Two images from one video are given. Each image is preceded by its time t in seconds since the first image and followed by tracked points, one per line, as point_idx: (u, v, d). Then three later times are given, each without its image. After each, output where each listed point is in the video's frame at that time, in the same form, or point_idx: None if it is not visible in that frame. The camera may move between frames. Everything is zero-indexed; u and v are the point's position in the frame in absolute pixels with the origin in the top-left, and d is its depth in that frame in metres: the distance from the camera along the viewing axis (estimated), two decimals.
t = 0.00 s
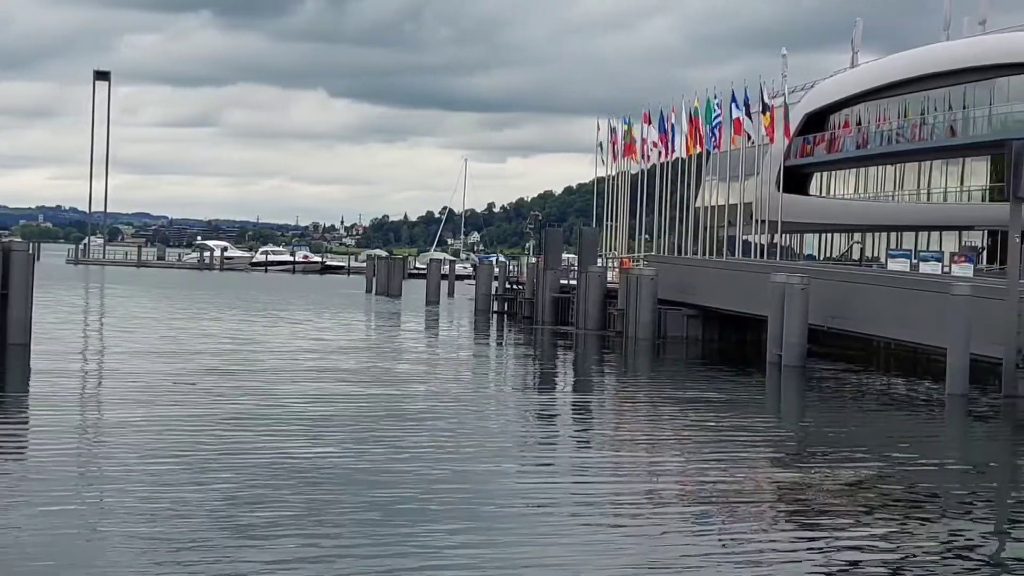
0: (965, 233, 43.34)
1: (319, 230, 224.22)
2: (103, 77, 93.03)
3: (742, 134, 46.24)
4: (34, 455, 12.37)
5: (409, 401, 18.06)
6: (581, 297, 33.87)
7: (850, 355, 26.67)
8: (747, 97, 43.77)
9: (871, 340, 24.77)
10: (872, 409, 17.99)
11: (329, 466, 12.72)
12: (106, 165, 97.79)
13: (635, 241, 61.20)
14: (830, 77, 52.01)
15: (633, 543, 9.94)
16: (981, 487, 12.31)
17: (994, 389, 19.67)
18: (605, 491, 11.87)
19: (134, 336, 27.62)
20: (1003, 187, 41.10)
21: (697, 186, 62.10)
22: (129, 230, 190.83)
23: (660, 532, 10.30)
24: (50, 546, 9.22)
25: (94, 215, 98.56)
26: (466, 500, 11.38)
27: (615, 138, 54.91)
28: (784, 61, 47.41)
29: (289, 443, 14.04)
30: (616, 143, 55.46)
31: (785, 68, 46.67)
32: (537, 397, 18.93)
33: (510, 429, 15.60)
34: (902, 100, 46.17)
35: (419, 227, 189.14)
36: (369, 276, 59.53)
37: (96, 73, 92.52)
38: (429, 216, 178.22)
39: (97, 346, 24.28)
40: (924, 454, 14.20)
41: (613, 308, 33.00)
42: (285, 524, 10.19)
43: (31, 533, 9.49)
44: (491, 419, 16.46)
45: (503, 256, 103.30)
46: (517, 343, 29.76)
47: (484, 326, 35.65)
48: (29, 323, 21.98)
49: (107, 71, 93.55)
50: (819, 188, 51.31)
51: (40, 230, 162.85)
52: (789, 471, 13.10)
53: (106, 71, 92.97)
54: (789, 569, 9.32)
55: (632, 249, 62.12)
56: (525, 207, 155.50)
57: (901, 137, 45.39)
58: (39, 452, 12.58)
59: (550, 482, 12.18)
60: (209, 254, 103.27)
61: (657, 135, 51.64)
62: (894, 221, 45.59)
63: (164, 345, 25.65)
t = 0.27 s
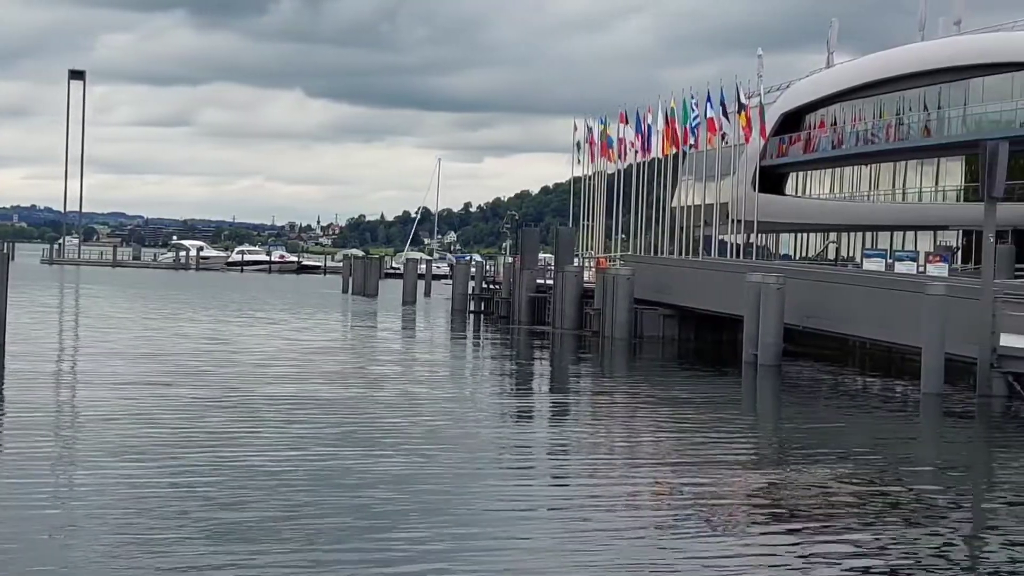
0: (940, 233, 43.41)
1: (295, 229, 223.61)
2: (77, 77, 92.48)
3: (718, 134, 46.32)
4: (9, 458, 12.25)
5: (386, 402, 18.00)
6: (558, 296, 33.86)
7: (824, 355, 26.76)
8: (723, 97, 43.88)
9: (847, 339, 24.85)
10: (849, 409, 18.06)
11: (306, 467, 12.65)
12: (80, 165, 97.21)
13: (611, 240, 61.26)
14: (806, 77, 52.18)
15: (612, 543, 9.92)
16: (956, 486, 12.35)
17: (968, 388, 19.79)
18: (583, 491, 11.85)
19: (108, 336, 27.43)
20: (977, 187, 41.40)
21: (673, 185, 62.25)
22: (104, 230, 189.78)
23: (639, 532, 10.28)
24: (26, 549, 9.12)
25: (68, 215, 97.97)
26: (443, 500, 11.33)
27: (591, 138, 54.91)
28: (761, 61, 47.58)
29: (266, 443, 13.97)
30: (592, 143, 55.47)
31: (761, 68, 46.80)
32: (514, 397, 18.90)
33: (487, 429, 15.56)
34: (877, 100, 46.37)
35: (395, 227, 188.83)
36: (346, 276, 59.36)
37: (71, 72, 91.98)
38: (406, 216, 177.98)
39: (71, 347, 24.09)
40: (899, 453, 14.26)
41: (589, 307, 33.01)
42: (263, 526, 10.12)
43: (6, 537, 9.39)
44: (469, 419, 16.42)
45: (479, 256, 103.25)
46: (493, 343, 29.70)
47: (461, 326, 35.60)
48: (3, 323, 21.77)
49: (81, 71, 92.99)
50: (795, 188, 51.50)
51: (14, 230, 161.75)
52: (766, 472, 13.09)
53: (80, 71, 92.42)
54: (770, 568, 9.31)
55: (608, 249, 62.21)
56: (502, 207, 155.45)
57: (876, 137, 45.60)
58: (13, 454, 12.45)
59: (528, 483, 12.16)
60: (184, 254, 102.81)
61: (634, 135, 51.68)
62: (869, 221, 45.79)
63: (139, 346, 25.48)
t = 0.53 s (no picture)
0: (923, 233, 43.55)
1: (280, 229, 223.23)
2: (61, 76, 92.11)
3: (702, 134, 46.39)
4: None
5: (370, 402, 17.97)
6: (542, 296, 33.87)
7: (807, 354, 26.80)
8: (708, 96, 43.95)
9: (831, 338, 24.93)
10: (833, 408, 18.10)
11: (291, 467, 12.62)
12: (62, 164, 96.86)
13: (595, 240, 61.29)
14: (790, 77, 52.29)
15: (597, 542, 9.91)
16: (939, 485, 12.39)
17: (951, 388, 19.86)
18: (568, 490, 11.84)
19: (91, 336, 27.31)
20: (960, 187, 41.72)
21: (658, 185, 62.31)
22: (87, 229, 189.08)
23: (624, 532, 10.28)
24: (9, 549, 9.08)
25: (51, 215, 97.60)
26: (429, 500, 11.31)
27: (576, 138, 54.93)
28: (745, 60, 47.69)
29: (251, 443, 13.93)
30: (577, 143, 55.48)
31: (745, 68, 46.89)
32: (498, 397, 18.88)
33: (471, 429, 15.55)
34: (861, 100, 46.51)
35: (380, 226, 188.65)
36: (330, 276, 59.28)
37: (54, 71, 91.65)
38: (390, 215, 177.85)
39: (54, 347, 23.99)
40: (883, 452, 14.30)
41: (574, 307, 33.02)
42: (247, 525, 10.09)
43: None
44: (454, 419, 16.41)
45: (463, 256, 103.21)
46: (478, 343, 29.67)
47: (445, 326, 35.57)
48: None
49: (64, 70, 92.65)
50: (779, 188, 51.62)
51: None
52: (750, 471, 13.10)
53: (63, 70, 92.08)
54: (755, 567, 9.31)
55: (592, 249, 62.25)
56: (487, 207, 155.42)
57: (860, 137, 45.73)
58: None
59: (513, 482, 12.15)
60: (168, 253, 102.54)
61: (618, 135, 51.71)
62: (853, 220, 45.91)
63: (123, 346, 25.39)
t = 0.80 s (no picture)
0: (897, 233, 43.49)
1: (256, 229, 222.48)
2: (35, 75, 91.53)
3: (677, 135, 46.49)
4: None
5: (346, 401, 17.93)
6: (520, 294, 33.86)
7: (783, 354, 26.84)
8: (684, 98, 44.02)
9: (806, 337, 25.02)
10: (808, 407, 18.14)
11: (267, 467, 12.59)
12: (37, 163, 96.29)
13: (572, 240, 61.32)
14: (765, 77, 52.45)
15: (575, 541, 9.92)
16: (913, 484, 12.42)
17: (926, 387, 19.93)
18: (544, 489, 11.87)
19: (65, 337, 27.13)
20: (934, 187, 42.01)
21: (634, 185, 62.37)
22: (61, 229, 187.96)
23: (601, 529, 10.32)
24: None
25: (25, 215, 96.95)
26: (406, 499, 11.32)
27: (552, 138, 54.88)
28: (721, 61, 47.82)
29: (227, 443, 13.90)
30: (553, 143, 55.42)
31: (721, 69, 47.02)
32: (475, 396, 18.86)
33: (448, 428, 15.55)
34: (836, 100, 46.67)
35: (357, 226, 188.27)
36: (306, 276, 59.11)
37: (29, 71, 91.10)
38: (367, 215, 177.50)
39: (29, 347, 23.84)
40: (858, 452, 14.33)
41: (551, 306, 33.02)
42: (224, 525, 10.07)
43: None
44: (431, 419, 16.40)
45: (440, 256, 103.11)
46: (454, 343, 29.64)
47: (421, 326, 35.54)
48: None
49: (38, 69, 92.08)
50: (755, 188, 51.77)
51: None
52: (727, 470, 13.11)
53: (37, 70, 91.50)
54: (733, 566, 9.31)
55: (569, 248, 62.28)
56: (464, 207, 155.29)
57: (834, 137, 45.92)
58: None
59: (490, 482, 12.14)
60: (143, 253, 102.03)
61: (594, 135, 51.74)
62: (828, 220, 46.08)
63: (97, 346, 25.25)
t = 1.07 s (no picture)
0: (869, 233, 43.80)
1: (228, 229, 221.51)
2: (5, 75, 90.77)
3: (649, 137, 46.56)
4: None
5: (318, 402, 17.89)
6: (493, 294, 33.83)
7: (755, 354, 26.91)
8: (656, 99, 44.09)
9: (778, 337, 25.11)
10: (780, 406, 18.17)
11: (240, 467, 12.57)
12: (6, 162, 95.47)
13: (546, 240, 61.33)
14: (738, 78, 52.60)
15: (549, 538, 9.95)
16: (884, 483, 12.45)
17: (896, 386, 20.02)
18: (518, 488, 11.90)
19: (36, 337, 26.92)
20: (905, 187, 42.12)
21: (607, 185, 62.47)
22: (31, 229, 186.54)
23: (575, 527, 10.36)
24: None
25: None
26: (379, 498, 11.33)
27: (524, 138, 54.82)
28: (693, 61, 47.94)
29: (200, 444, 13.86)
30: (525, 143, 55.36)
31: (693, 69, 47.14)
32: (448, 396, 18.86)
33: (420, 428, 15.56)
34: (808, 101, 46.84)
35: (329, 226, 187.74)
36: (279, 276, 58.86)
37: None
38: (340, 215, 177.08)
39: None
40: (829, 451, 14.36)
41: (524, 306, 33.01)
42: (198, 524, 10.06)
43: None
44: (404, 419, 16.39)
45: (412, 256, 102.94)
46: (427, 343, 29.58)
47: (394, 326, 35.47)
48: None
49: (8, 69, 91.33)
50: (727, 188, 51.93)
51: None
52: (699, 469, 13.11)
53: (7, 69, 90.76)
54: (706, 566, 9.31)
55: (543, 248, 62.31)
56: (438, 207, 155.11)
57: (806, 137, 46.12)
58: None
59: (463, 481, 12.16)
60: (114, 254, 101.38)
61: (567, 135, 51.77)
62: (800, 220, 46.25)
63: (68, 347, 25.07)
